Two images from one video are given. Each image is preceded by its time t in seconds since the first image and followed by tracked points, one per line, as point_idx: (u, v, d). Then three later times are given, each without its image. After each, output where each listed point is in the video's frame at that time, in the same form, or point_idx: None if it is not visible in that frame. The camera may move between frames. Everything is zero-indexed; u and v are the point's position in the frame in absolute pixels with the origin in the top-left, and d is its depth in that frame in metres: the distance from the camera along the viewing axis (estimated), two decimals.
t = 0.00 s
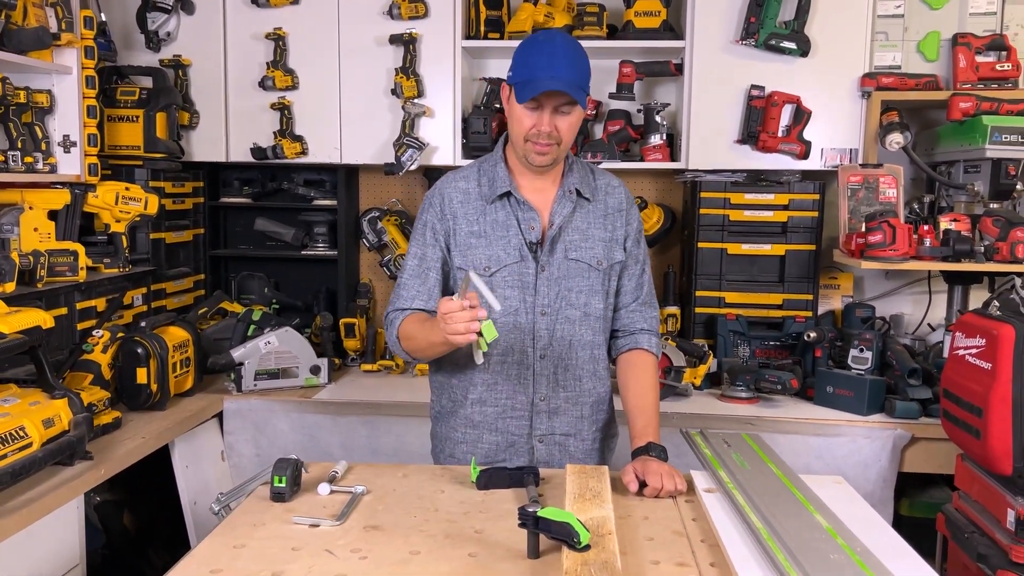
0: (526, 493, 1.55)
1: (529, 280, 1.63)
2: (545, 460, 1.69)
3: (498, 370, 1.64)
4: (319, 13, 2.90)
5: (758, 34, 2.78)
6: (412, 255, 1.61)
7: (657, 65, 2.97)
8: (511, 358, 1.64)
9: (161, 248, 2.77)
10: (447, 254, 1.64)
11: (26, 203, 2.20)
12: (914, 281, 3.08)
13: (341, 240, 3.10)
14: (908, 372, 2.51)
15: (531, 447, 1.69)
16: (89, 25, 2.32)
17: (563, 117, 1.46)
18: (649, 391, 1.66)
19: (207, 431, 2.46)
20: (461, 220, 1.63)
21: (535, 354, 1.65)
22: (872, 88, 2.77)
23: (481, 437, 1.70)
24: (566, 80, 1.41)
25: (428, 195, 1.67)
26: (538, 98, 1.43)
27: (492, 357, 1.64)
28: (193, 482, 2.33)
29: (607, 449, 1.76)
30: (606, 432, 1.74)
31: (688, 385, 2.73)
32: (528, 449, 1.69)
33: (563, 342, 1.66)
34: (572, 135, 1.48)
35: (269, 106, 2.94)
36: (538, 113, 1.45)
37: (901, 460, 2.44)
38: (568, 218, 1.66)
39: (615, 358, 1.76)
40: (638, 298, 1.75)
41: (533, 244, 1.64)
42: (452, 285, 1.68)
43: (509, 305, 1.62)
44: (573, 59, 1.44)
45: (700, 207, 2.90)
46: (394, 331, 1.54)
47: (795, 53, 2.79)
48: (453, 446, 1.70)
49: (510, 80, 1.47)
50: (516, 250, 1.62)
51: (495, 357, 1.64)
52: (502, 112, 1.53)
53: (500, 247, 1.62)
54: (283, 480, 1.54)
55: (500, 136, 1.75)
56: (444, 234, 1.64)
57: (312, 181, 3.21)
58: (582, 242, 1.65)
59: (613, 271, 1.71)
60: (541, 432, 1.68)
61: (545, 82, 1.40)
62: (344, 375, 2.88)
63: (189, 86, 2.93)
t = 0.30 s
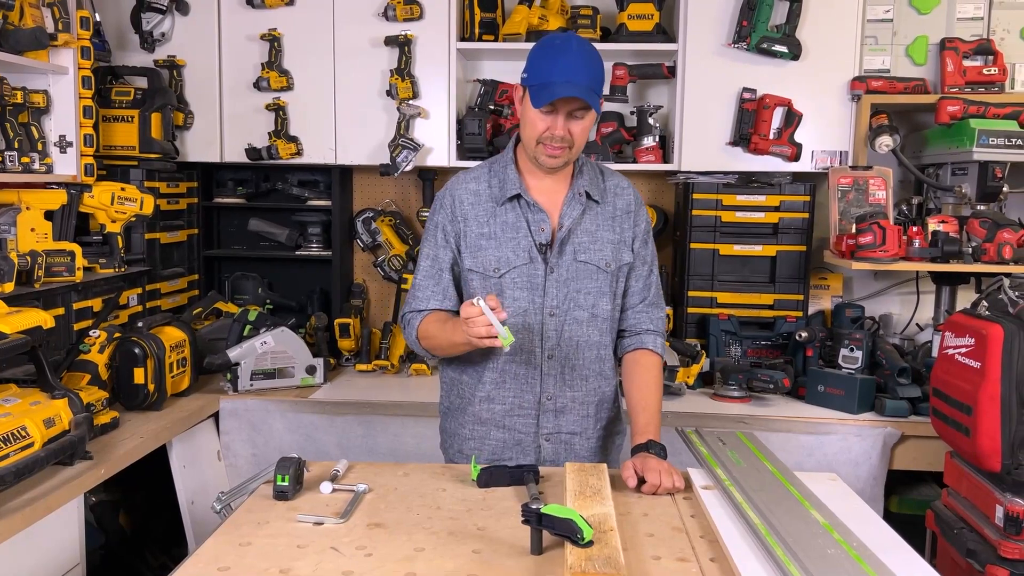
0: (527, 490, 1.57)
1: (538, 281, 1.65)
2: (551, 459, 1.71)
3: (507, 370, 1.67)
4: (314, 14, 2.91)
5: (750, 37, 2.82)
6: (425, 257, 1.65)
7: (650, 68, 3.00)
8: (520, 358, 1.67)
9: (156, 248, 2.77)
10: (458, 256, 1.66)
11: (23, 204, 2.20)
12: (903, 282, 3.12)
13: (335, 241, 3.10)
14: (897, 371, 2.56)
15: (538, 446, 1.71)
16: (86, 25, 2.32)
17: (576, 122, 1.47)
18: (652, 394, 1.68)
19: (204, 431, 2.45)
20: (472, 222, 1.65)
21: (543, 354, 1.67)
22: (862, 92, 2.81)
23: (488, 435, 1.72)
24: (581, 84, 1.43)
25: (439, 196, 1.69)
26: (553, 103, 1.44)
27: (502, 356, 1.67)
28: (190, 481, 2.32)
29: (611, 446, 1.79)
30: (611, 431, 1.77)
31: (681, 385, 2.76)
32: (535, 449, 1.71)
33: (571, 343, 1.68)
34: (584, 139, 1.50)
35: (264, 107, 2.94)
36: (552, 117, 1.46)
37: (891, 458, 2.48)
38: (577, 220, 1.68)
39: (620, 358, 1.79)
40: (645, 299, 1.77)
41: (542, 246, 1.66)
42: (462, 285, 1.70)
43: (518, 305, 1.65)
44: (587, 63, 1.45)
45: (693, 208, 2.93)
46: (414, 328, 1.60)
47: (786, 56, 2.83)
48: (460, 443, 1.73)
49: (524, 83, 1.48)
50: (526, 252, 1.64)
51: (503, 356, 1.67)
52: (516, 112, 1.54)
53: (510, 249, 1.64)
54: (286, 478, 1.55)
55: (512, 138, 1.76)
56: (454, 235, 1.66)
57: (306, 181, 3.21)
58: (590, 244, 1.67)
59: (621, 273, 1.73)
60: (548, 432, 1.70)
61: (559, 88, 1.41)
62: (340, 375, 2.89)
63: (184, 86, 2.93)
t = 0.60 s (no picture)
0: (523, 486, 1.60)
1: (548, 278, 1.68)
2: (560, 454, 1.74)
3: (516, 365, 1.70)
4: (307, 15, 2.92)
5: (739, 40, 2.85)
6: (437, 253, 1.68)
7: (641, 70, 3.05)
8: (529, 353, 1.70)
9: (149, 248, 2.77)
10: (470, 252, 1.69)
11: (18, 203, 2.19)
12: (889, 281, 3.16)
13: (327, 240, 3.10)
14: (884, 369, 2.61)
15: (548, 442, 1.74)
16: (80, 24, 2.32)
17: (589, 120, 1.50)
18: (653, 392, 1.70)
19: (198, 430, 2.45)
20: (483, 219, 1.68)
21: (553, 350, 1.70)
22: (850, 94, 2.86)
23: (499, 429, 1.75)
24: (596, 82, 1.45)
25: (451, 193, 1.72)
26: (568, 99, 1.46)
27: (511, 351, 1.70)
28: (184, 480, 2.32)
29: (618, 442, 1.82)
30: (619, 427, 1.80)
31: (671, 383, 2.80)
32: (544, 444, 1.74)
33: (580, 340, 1.71)
34: (595, 138, 1.53)
35: (257, 107, 2.95)
36: (566, 114, 1.49)
37: (878, 455, 2.52)
38: (587, 218, 1.70)
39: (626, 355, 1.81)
40: (652, 298, 1.80)
41: (553, 243, 1.68)
42: (474, 281, 1.73)
43: (528, 301, 1.68)
44: (602, 64, 1.48)
45: (683, 209, 2.96)
46: (425, 327, 1.60)
47: (775, 59, 2.87)
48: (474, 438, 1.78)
49: (540, 80, 1.51)
50: (536, 249, 1.67)
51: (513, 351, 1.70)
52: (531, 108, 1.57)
53: (521, 245, 1.67)
54: (285, 475, 1.57)
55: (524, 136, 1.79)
56: (466, 231, 1.69)
57: (298, 181, 3.22)
58: (600, 242, 1.70)
59: (630, 271, 1.76)
60: (557, 427, 1.73)
61: (577, 84, 1.44)
62: (333, 374, 2.90)
63: (177, 86, 2.93)
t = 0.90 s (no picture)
0: (518, 481, 1.62)
1: (559, 275, 1.70)
2: (564, 450, 1.78)
3: (525, 360, 1.71)
4: (301, 15, 2.93)
5: (729, 42, 2.89)
6: (451, 248, 1.70)
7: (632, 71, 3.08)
8: (538, 350, 1.71)
9: (142, 246, 2.78)
10: (483, 247, 1.71)
11: (13, 200, 2.21)
12: (875, 280, 3.20)
13: (320, 239, 3.10)
14: (871, 366, 2.64)
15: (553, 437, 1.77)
16: (74, 23, 2.34)
17: (605, 122, 1.53)
18: (653, 391, 1.74)
19: (192, 428, 2.46)
20: (497, 215, 1.70)
21: (561, 347, 1.72)
22: (838, 96, 2.89)
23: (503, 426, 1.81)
24: (613, 84, 1.48)
25: (466, 188, 1.73)
26: (585, 101, 1.49)
27: (520, 346, 1.71)
28: (179, 477, 2.31)
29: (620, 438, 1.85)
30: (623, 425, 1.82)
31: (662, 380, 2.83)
32: (549, 439, 1.78)
33: (588, 338, 1.73)
34: (611, 139, 1.56)
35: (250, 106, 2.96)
36: (582, 115, 1.52)
37: (865, 450, 2.55)
38: (599, 218, 1.73)
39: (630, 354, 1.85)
40: (659, 299, 1.84)
41: (565, 241, 1.70)
42: (486, 277, 1.74)
43: (539, 297, 1.69)
44: (620, 67, 1.50)
45: (673, 209, 2.99)
46: (436, 332, 1.63)
47: (764, 61, 2.91)
48: (480, 432, 1.83)
49: (559, 80, 1.53)
50: (549, 246, 1.69)
51: (522, 347, 1.71)
52: (548, 108, 1.60)
53: (533, 242, 1.69)
54: (282, 470, 1.59)
55: (538, 135, 1.81)
56: (480, 227, 1.70)
57: (291, 180, 3.20)
58: (611, 242, 1.72)
59: (639, 271, 1.79)
60: (562, 423, 1.76)
61: (594, 85, 1.46)
62: (327, 372, 2.92)
63: (170, 85, 2.94)
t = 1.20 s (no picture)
0: (513, 475, 1.64)
1: (566, 275, 1.72)
2: (567, 447, 1.80)
3: (531, 358, 1.74)
4: (295, 13, 2.94)
5: (721, 41, 2.92)
6: (462, 245, 1.71)
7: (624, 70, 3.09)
8: (545, 348, 1.73)
9: (137, 243, 2.78)
10: (493, 245, 1.72)
11: (8, 197, 2.22)
12: (865, 278, 3.23)
13: (313, 237, 3.10)
14: (861, 363, 2.64)
15: (557, 434, 1.80)
16: (70, 20, 2.35)
17: (617, 124, 1.55)
18: (653, 388, 1.76)
19: (186, 424, 2.46)
20: (507, 213, 1.71)
21: (568, 345, 1.74)
22: (828, 95, 2.92)
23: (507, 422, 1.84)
24: (627, 87, 1.48)
25: (476, 186, 1.75)
26: (598, 102, 1.50)
27: (527, 344, 1.73)
28: (174, 473, 2.31)
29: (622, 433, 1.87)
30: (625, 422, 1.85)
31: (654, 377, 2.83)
32: (553, 436, 1.81)
33: (594, 337, 1.75)
34: (621, 140, 1.57)
35: (244, 104, 2.96)
36: (595, 117, 1.53)
37: (856, 446, 2.57)
38: (607, 219, 1.74)
39: (633, 353, 1.88)
40: (663, 299, 1.86)
41: (573, 241, 1.72)
42: (494, 274, 1.76)
43: (546, 296, 1.71)
44: (635, 69, 1.50)
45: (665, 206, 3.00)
46: (448, 335, 1.66)
47: (756, 60, 2.94)
48: (484, 427, 1.85)
49: (573, 80, 1.54)
50: (557, 246, 1.71)
51: (529, 345, 1.73)
52: (560, 108, 1.61)
53: (542, 241, 1.70)
54: (280, 464, 1.60)
55: (548, 133, 1.82)
56: (490, 225, 1.72)
57: (285, 177, 3.19)
58: (619, 242, 1.74)
59: (645, 272, 1.80)
60: (567, 421, 1.78)
61: (610, 88, 1.46)
62: (321, 369, 2.92)
63: (165, 82, 2.94)
